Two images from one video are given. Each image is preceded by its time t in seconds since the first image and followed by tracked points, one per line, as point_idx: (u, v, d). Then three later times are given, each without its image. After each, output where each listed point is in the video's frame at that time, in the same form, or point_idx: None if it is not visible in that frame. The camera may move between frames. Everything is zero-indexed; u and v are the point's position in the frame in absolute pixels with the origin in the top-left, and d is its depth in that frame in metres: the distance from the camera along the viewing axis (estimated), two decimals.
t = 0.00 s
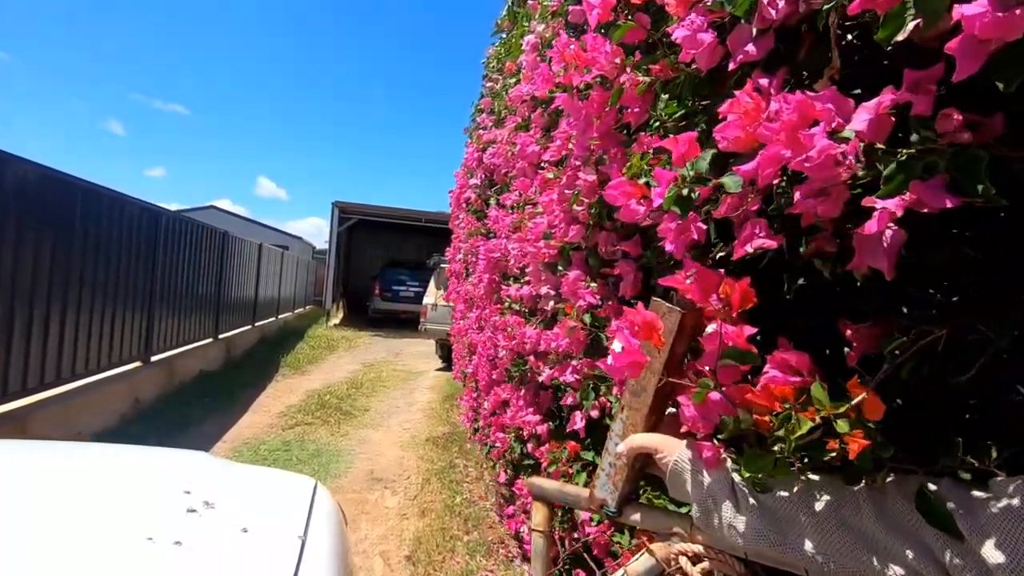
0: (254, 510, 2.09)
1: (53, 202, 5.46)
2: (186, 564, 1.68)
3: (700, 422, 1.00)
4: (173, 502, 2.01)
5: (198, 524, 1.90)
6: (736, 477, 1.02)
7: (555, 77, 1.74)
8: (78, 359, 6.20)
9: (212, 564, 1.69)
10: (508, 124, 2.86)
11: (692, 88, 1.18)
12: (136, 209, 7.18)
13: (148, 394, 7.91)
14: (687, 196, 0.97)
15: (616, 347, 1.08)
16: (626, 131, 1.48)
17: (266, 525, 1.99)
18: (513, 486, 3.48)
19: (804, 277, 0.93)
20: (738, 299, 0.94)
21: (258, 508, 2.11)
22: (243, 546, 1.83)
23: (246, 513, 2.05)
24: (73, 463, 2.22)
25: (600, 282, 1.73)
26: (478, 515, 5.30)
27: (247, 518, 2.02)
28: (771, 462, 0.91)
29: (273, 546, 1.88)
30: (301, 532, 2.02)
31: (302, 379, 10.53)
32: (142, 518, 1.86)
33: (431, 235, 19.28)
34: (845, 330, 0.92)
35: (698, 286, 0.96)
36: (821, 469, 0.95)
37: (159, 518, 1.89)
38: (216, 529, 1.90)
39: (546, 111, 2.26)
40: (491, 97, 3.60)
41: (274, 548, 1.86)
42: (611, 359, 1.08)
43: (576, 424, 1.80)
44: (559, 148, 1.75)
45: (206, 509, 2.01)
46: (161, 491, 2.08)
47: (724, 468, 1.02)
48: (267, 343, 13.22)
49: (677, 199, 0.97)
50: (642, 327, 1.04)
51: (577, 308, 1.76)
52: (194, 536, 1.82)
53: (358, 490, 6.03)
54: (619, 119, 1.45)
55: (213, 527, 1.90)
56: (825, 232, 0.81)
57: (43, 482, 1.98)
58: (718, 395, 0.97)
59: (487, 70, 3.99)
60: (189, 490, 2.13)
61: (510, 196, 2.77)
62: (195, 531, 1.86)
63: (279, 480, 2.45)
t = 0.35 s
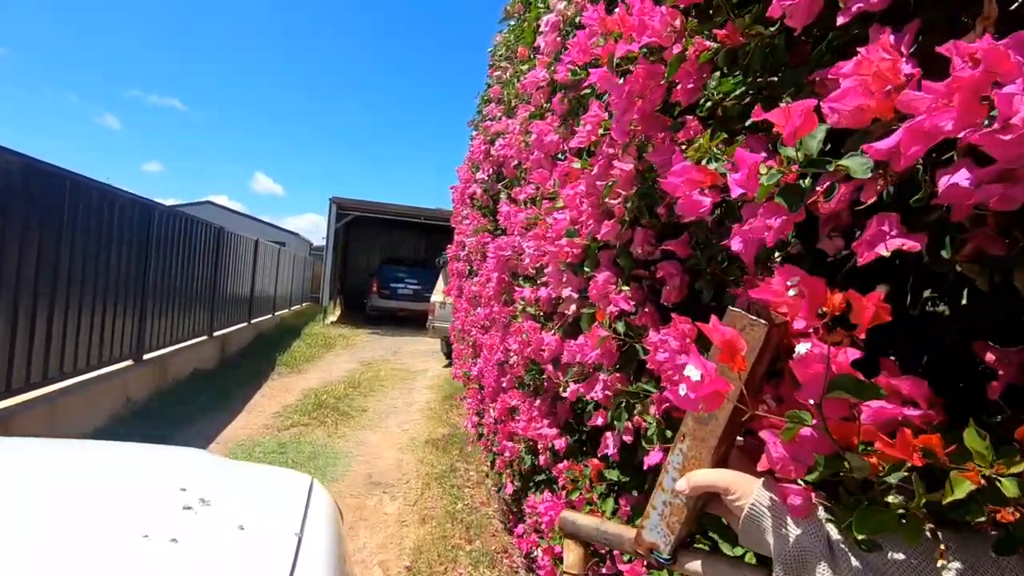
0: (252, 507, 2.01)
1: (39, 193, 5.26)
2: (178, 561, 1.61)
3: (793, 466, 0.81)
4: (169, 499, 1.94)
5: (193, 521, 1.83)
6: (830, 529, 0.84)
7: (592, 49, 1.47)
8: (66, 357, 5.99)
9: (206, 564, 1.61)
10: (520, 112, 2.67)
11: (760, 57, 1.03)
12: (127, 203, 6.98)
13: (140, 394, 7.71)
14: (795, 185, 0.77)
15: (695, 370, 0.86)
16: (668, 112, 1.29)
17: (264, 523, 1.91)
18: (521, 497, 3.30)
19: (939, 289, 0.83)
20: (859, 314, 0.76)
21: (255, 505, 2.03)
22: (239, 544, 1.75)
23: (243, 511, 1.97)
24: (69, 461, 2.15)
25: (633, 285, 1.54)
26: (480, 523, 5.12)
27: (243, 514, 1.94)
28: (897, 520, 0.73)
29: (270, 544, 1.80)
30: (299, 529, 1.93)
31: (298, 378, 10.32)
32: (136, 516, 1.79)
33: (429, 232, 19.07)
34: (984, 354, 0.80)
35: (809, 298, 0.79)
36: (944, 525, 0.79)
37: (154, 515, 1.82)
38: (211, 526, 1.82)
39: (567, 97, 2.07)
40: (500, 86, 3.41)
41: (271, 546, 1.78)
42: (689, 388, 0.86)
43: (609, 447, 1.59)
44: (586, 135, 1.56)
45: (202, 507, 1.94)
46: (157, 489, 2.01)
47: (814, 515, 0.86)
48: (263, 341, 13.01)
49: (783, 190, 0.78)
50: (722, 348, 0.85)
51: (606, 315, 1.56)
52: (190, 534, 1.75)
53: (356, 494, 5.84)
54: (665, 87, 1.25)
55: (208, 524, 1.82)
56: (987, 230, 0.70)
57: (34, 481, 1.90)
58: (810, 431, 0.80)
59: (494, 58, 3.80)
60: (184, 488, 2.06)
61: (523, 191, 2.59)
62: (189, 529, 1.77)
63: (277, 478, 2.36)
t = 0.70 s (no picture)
0: (250, 502, 1.99)
1: (30, 187, 5.09)
2: (183, 559, 1.58)
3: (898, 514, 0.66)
4: (166, 495, 1.90)
5: (191, 518, 1.80)
6: None
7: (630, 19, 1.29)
8: (59, 356, 5.82)
9: (205, 562, 1.58)
10: (533, 102, 2.52)
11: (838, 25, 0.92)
12: (123, 198, 6.81)
13: (136, 393, 7.56)
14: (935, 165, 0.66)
15: (783, 401, 0.70)
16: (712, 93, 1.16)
17: (262, 519, 1.89)
18: (529, 506, 3.16)
19: None
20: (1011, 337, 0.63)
21: (253, 500, 2.01)
22: (237, 541, 1.73)
23: (241, 507, 1.95)
24: (64, 455, 2.10)
25: (665, 287, 1.40)
26: (483, 529, 4.98)
27: (241, 510, 1.93)
28: None
29: (269, 540, 1.77)
30: (297, 525, 1.91)
31: (297, 377, 10.17)
32: (133, 512, 1.75)
33: (429, 229, 18.92)
34: None
35: (946, 306, 0.63)
36: None
37: (152, 512, 1.79)
38: (209, 523, 1.79)
39: (586, 83, 1.93)
40: (508, 76, 3.27)
41: (271, 543, 1.76)
42: (778, 422, 0.70)
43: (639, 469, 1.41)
44: (613, 122, 1.40)
45: (201, 503, 1.90)
46: (154, 485, 1.97)
47: None
48: (261, 339, 12.86)
49: (918, 169, 0.67)
50: (813, 369, 0.70)
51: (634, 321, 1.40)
52: (188, 530, 1.72)
53: (356, 498, 5.69)
54: (714, 49, 1.12)
55: (206, 521, 1.80)
56: None
57: (27, 477, 1.85)
58: (919, 471, 0.66)
59: (502, 47, 3.66)
60: (183, 485, 2.02)
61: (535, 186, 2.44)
62: (187, 526, 1.75)
63: (272, 473, 2.33)
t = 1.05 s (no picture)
0: (249, 501, 2.01)
1: (21, 182, 4.94)
2: (179, 553, 1.61)
3: None
4: (164, 493, 1.91)
5: (190, 516, 1.81)
6: None
7: None
8: (52, 356, 5.67)
9: (202, 562, 1.59)
10: (544, 92, 2.39)
11: None
12: (118, 195, 6.66)
13: (132, 394, 7.40)
14: None
15: (930, 450, 0.56)
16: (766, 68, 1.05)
17: (260, 517, 1.91)
18: (538, 517, 3.03)
19: None
20: None
21: (252, 499, 2.03)
22: (237, 540, 1.74)
23: (241, 506, 1.96)
24: (59, 450, 2.11)
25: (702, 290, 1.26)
26: (487, 535, 4.86)
27: (239, 508, 1.95)
28: None
29: (268, 539, 1.79)
30: (294, 523, 1.93)
31: (296, 377, 10.03)
32: (131, 511, 1.76)
33: (429, 228, 18.79)
34: None
35: None
36: None
37: (151, 510, 1.79)
38: (208, 522, 1.80)
39: (606, 69, 1.79)
40: (516, 67, 3.14)
41: (270, 542, 1.78)
42: (924, 473, 0.55)
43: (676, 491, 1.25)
44: (644, 107, 1.27)
45: (200, 500, 1.93)
46: (152, 482, 1.98)
47: None
48: (261, 338, 12.72)
49: None
50: (956, 400, 0.56)
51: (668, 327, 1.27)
52: (188, 528, 1.74)
53: (356, 502, 5.55)
54: (771, 15, 0.97)
55: (203, 520, 1.81)
56: None
57: (21, 473, 1.83)
58: None
59: (508, 39, 3.53)
60: (182, 482, 2.03)
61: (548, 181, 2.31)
62: (187, 524, 1.76)
63: (267, 471, 2.36)
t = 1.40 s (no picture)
0: (250, 499, 1.97)
1: (14, 179, 4.80)
2: (180, 553, 1.56)
3: None
4: (165, 491, 1.88)
5: (191, 514, 1.77)
6: None
7: None
8: (48, 357, 5.54)
9: (202, 560, 1.55)
10: (556, 80, 2.25)
11: None
12: (114, 192, 6.53)
13: (130, 395, 7.28)
14: None
15: None
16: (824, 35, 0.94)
17: (262, 515, 1.88)
18: (548, 528, 2.90)
19: None
20: None
21: (254, 497, 1.99)
22: (238, 539, 1.70)
23: (241, 504, 1.93)
24: (60, 449, 2.08)
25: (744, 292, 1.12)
26: (492, 542, 4.73)
27: (240, 506, 1.91)
28: None
29: (270, 537, 1.75)
30: (296, 521, 1.89)
31: (297, 377, 9.91)
32: (133, 508, 1.73)
33: (431, 227, 18.66)
34: None
35: None
36: None
37: (152, 507, 1.76)
38: (208, 520, 1.76)
39: (626, 52, 1.66)
40: (525, 57, 3.01)
41: (271, 539, 1.74)
42: None
43: (712, 516, 1.10)
44: (678, 88, 1.13)
45: (200, 499, 1.88)
46: (153, 481, 1.95)
47: None
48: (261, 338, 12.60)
49: None
50: None
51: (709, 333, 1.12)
52: (189, 526, 1.70)
53: (358, 507, 5.43)
54: None
55: (203, 517, 1.77)
56: None
57: (20, 473, 1.80)
58: None
59: (515, 28, 3.40)
60: (182, 481, 1.99)
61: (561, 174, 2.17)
62: (188, 521, 1.73)
63: (267, 470, 2.32)
